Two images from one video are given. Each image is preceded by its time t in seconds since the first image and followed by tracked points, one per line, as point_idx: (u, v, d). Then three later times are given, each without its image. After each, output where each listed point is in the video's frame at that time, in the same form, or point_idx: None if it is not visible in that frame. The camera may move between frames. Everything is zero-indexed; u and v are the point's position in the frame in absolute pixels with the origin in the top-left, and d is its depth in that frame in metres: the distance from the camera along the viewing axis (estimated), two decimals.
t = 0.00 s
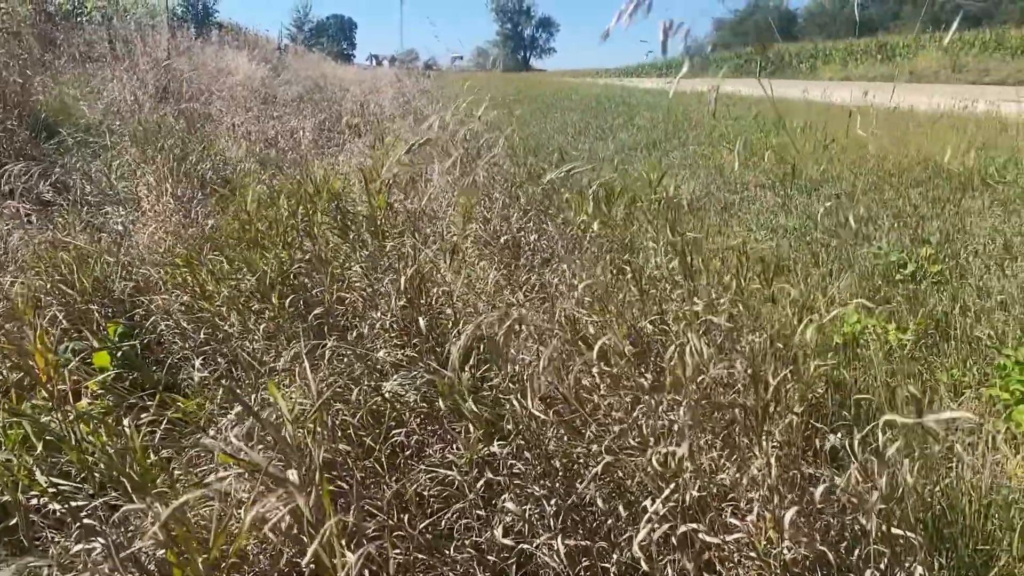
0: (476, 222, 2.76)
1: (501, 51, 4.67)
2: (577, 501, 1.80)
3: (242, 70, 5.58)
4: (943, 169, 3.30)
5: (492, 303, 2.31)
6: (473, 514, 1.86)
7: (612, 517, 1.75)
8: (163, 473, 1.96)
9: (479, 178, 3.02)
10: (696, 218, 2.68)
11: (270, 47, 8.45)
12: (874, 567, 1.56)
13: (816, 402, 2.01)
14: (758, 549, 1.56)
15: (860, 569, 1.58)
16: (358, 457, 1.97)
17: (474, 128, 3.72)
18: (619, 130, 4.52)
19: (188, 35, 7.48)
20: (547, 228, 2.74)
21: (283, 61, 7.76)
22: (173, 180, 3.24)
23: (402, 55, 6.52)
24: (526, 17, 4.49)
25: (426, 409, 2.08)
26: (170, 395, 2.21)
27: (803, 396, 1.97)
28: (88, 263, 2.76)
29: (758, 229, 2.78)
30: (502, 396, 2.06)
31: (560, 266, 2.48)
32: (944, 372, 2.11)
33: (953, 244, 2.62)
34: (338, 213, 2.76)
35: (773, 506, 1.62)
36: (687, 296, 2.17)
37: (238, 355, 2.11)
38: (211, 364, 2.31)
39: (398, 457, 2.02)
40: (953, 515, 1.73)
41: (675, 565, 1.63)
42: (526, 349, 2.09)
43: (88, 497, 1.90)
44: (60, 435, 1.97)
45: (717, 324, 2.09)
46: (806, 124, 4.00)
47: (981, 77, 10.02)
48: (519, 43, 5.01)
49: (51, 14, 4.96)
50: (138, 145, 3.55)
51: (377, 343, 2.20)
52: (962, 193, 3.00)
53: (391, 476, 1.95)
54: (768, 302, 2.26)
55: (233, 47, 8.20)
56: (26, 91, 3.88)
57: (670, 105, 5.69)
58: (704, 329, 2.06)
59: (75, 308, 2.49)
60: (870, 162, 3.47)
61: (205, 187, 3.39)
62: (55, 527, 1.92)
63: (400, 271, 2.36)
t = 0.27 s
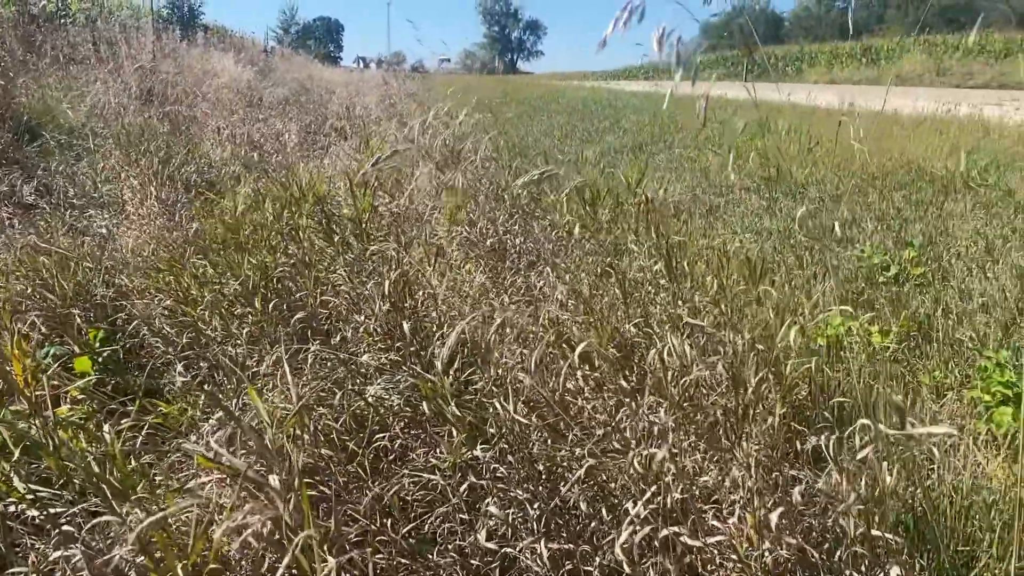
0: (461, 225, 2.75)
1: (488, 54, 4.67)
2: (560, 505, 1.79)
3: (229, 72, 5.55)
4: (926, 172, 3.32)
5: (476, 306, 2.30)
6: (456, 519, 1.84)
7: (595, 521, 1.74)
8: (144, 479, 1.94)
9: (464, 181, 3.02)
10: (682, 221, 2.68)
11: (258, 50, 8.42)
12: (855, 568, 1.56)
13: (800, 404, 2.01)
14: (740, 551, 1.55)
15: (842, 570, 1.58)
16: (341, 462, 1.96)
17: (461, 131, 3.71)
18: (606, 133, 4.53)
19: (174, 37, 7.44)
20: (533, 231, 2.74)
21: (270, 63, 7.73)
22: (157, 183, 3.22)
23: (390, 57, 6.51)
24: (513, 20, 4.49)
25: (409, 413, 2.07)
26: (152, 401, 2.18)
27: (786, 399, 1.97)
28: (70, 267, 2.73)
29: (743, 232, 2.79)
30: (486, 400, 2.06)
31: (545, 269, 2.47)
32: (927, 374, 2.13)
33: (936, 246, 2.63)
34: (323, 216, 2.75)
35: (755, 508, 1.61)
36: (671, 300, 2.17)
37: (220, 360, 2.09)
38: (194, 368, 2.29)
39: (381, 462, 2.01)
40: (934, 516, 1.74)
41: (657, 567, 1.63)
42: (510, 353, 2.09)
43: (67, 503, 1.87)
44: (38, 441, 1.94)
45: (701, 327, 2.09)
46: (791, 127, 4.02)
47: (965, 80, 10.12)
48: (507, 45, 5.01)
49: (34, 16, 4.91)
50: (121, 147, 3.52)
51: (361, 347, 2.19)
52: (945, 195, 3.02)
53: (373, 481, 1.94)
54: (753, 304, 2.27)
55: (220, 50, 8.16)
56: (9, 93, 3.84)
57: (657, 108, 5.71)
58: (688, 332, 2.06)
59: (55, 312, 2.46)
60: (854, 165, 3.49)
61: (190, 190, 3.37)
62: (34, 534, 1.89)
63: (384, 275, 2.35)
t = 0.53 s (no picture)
0: (447, 228, 2.74)
1: (476, 56, 4.66)
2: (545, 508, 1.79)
3: (216, 75, 5.51)
4: (911, 175, 3.34)
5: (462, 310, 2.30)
6: (441, 523, 1.83)
7: (580, 524, 1.74)
8: (126, 485, 1.92)
9: (451, 185, 3.01)
10: (668, 224, 2.69)
11: (246, 52, 8.38)
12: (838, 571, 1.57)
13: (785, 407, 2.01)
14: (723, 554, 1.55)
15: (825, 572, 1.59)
16: (325, 467, 1.95)
17: (448, 134, 3.70)
18: (593, 136, 4.53)
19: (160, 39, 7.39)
20: (519, 234, 2.73)
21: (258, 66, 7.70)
22: (142, 186, 3.19)
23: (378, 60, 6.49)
24: (501, 22, 4.49)
25: (394, 418, 2.05)
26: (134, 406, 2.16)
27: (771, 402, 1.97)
28: (52, 271, 2.70)
29: (729, 235, 2.79)
30: (472, 405, 2.04)
31: (531, 272, 2.47)
32: (911, 376, 2.14)
33: (920, 249, 2.65)
34: (308, 219, 2.73)
35: (738, 511, 1.61)
36: (657, 303, 2.17)
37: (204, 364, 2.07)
38: (178, 373, 2.27)
39: (366, 467, 2.00)
40: (917, 518, 1.74)
41: (642, 571, 1.63)
42: (495, 357, 2.08)
43: (48, 510, 1.85)
44: (19, 447, 1.92)
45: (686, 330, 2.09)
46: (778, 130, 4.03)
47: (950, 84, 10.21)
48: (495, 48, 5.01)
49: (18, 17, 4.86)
50: (107, 151, 3.49)
51: (346, 351, 2.18)
52: (929, 198, 3.04)
53: (358, 485, 1.93)
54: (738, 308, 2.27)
55: (207, 52, 8.12)
56: None
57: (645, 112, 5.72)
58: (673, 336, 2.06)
59: (37, 317, 2.43)
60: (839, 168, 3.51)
61: (176, 193, 3.34)
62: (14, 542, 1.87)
63: (369, 278, 2.33)
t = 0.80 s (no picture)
0: (434, 230, 2.73)
1: (464, 59, 4.65)
2: (529, 511, 1.78)
3: (203, 78, 5.49)
4: (896, 177, 3.35)
5: (448, 312, 2.29)
6: (425, 526, 1.82)
7: (565, 526, 1.73)
8: (108, 490, 1.90)
9: (438, 187, 3.00)
10: (655, 226, 2.69)
11: (235, 54, 8.35)
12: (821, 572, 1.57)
13: (770, 409, 2.01)
14: (707, 556, 1.55)
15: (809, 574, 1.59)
16: (309, 470, 1.93)
17: (436, 137, 3.70)
18: (582, 138, 4.53)
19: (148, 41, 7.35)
20: (506, 236, 2.73)
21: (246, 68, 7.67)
22: (127, 189, 3.17)
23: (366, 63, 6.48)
24: (490, 24, 4.48)
25: (378, 421, 2.03)
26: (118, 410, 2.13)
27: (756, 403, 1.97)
28: (36, 274, 2.67)
29: (716, 237, 2.80)
30: (457, 407, 2.03)
31: (517, 274, 2.46)
32: (895, 377, 2.16)
33: (905, 250, 2.66)
34: (293, 221, 2.72)
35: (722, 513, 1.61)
36: (643, 305, 2.17)
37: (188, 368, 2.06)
38: (162, 376, 2.25)
39: (350, 470, 1.98)
40: (901, 519, 1.75)
41: (626, 573, 1.62)
42: (480, 360, 2.07)
43: (28, 516, 1.83)
44: None
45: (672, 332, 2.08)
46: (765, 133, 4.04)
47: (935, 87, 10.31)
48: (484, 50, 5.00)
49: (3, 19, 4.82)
50: (92, 153, 3.46)
51: (331, 354, 2.16)
52: (914, 200, 3.05)
53: (341, 489, 1.91)
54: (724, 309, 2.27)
55: (195, 55, 8.08)
56: None
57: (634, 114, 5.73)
58: (659, 338, 2.05)
59: (20, 320, 2.40)
60: (826, 170, 3.51)
61: (162, 195, 3.32)
62: None
63: (355, 281, 2.32)
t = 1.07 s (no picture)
0: (422, 233, 2.73)
1: (454, 61, 4.64)
2: (517, 515, 1.77)
3: (192, 80, 5.45)
4: (884, 180, 3.36)
5: (437, 315, 2.28)
6: (412, 531, 1.80)
7: (553, 531, 1.72)
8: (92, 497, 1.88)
9: (426, 190, 2.99)
10: (644, 229, 2.68)
11: (223, 56, 8.30)
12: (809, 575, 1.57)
13: (759, 411, 2.01)
14: (695, 560, 1.54)
15: None
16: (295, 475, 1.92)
17: (425, 139, 3.68)
18: (572, 141, 4.53)
19: (136, 43, 7.30)
20: (496, 239, 2.72)
21: (235, 72, 7.64)
22: (114, 192, 3.14)
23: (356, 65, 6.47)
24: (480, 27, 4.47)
25: (366, 425, 2.02)
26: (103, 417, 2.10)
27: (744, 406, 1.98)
28: (20, 278, 2.64)
29: (705, 240, 2.80)
30: (445, 411, 2.02)
31: (506, 277, 2.45)
32: (883, 380, 2.17)
33: (893, 253, 2.67)
34: (281, 224, 2.70)
35: (711, 516, 1.61)
36: (633, 308, 2.16)
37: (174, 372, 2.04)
38: (148, 381, 2.23)
39: (338, 475, 1.96)
40: (888, 521, 1.75)
41: None
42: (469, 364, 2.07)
43: (10, 524, 1.80)
44: None
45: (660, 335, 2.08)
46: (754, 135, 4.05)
47: (922, 89, 10.39)
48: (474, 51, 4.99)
49: None
50: (79, 156, 3.43)
51: (318, 358, 2.15)
52: (901, 203, 3.06)
53: (328, 494, 1.89)
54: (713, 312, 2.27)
55: (184, 57, 8.03)
56: None
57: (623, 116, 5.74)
58: (647, 341, 2.05)
59: (4, 324, 2.37)
60: (814, 172, 3.52)
61: (149, 198, 3.29)
62: None
63: (343, 284, 2.31)
